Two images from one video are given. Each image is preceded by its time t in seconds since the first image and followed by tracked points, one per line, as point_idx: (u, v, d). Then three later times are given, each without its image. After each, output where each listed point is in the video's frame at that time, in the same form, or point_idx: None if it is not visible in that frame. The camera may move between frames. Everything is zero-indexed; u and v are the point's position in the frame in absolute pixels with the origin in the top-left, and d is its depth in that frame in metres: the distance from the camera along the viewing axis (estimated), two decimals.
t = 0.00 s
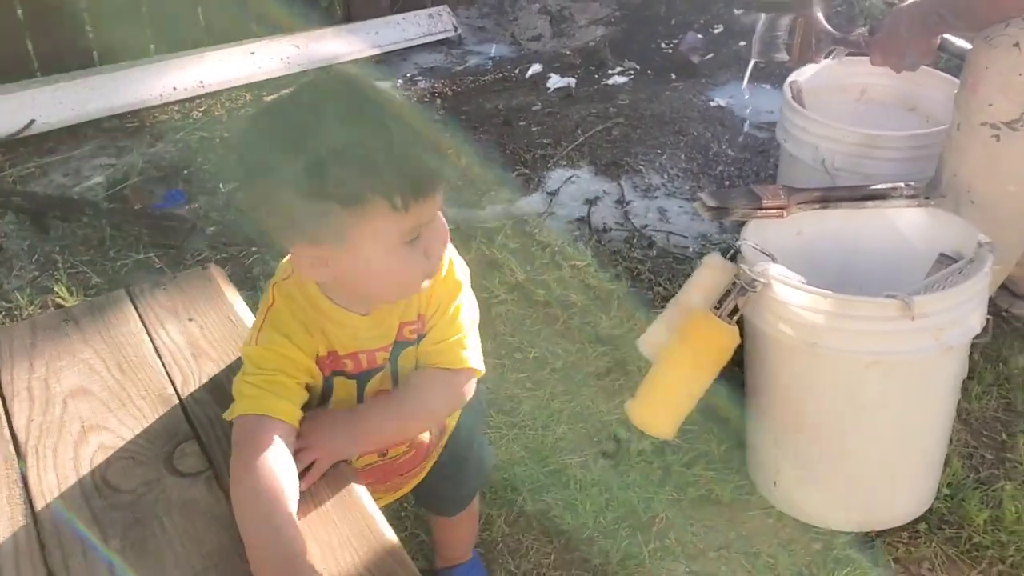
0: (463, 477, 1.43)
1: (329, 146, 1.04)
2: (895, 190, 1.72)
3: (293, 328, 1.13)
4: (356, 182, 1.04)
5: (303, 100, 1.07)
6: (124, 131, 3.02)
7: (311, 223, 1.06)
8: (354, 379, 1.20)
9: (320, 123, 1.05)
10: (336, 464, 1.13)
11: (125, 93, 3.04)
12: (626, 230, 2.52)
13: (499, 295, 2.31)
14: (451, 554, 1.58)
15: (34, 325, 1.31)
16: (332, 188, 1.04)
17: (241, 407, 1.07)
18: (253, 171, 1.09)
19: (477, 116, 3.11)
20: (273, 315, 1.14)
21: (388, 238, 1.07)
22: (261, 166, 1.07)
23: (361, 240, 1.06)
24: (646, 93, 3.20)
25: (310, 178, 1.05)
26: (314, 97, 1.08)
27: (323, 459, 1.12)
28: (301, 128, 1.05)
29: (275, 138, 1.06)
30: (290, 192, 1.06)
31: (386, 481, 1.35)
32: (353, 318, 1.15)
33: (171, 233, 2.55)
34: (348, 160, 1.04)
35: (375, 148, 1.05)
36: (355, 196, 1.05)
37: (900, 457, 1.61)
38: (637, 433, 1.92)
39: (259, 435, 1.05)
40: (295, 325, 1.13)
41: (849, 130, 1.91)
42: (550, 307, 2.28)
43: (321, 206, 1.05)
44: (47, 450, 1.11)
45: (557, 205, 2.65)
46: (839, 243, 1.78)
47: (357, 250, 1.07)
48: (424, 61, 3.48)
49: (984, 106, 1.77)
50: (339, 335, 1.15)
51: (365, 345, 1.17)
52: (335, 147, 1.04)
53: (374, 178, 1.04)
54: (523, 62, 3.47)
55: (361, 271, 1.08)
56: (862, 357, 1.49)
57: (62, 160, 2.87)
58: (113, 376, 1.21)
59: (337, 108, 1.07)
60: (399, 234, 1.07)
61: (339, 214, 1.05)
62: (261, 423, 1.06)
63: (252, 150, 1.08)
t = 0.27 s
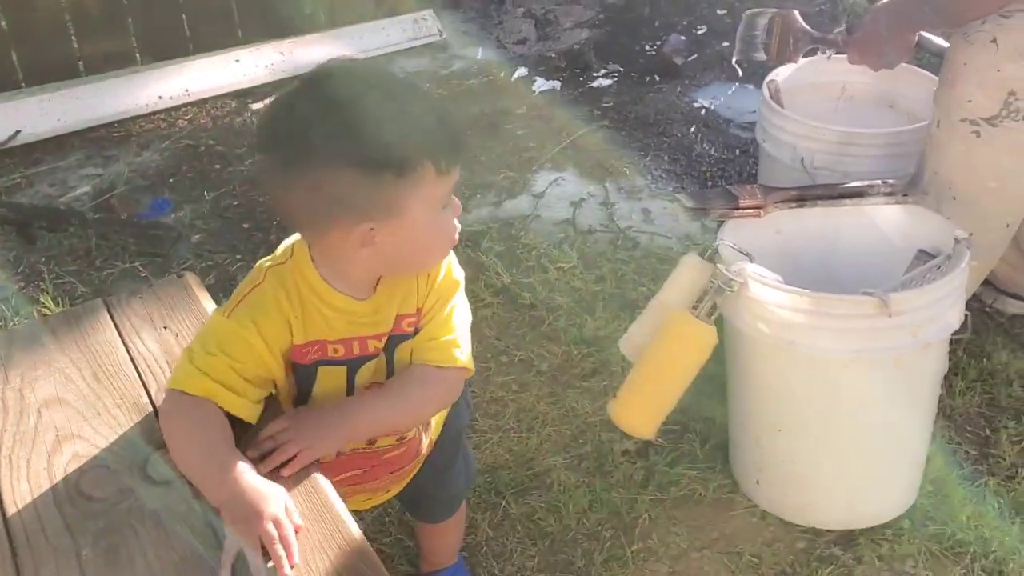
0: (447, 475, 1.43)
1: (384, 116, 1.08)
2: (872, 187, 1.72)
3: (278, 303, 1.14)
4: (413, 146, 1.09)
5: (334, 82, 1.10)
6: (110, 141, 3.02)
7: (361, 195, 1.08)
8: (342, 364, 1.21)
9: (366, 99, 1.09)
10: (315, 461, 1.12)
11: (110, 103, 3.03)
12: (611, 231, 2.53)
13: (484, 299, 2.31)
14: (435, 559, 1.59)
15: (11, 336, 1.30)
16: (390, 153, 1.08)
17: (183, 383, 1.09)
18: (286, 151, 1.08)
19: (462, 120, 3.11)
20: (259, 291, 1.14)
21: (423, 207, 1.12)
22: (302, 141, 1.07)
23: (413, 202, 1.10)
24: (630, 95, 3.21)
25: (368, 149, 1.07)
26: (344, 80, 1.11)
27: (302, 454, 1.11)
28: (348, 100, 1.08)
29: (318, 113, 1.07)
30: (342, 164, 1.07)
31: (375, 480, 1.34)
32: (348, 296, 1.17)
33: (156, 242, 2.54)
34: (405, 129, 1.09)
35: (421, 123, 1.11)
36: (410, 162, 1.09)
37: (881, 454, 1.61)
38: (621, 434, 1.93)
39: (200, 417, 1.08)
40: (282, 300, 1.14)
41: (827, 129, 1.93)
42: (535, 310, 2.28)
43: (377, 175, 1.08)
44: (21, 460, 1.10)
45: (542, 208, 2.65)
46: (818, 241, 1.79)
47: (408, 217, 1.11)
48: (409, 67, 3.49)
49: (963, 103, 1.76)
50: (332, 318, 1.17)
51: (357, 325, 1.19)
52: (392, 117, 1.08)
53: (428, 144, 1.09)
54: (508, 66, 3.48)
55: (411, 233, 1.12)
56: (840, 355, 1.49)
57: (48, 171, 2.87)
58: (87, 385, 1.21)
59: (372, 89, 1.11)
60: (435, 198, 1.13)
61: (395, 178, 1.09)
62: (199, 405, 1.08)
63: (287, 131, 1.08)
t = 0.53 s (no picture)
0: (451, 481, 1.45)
1: (411, 117, 1.09)
2: (861, 184, 1.73)
3: (293, 309, 1.15)
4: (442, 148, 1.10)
5: (356, 83, 1.10)
6: (100, 152, 3.01)
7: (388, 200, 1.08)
8: (361, 367, 1.22)
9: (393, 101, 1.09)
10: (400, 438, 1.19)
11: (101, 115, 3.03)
12: (603, 233, 2.53)
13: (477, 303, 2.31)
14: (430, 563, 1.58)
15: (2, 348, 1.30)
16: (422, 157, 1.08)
17: (181, 383, 1.07)
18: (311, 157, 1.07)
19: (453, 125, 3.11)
20: (273, 296, 1.15)
21: (451, 206, 1.12)
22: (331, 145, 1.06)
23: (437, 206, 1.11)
24: (620, 97, 3.22)
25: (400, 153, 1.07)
26: (365, 81, 1.10)
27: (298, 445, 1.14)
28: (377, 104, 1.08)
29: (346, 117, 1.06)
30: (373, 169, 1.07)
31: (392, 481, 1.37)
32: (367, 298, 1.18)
33: (149, 253, 2.54)
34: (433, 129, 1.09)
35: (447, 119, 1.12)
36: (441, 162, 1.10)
37: (876, 450, 1.62)
38: (616, 435, 1.93)
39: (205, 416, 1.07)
40: (297, 307, 1.15)
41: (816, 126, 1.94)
42: (529, 313, 2.28)
43: (407, 178, 1.08)
44: (16, 472, 1.10)
45: (534, 211, 2.65)
46: (807, 240, 1.80)
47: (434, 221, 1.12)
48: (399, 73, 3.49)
49: (951, 99, 1.76)
50: (350, 321, 1.18)
51: (375, 327, 1.20)
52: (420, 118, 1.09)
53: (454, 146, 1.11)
54: (498, 71, 3.48)
55: (437, 236, 1.13)
56: (832, 352, 1.50)
57: (39, 184, 2.87)
58: (81, 396, 1.21)
59: (393, 88, 1.11)
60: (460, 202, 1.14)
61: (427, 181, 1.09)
62: (201, 405, 1.07)
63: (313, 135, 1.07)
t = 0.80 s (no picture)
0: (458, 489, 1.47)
1: (447, 120, 1.11)
2: (856, 191, 1.74)
3: (322, 310, 1.15)
4: (475, 149, 1.13)
5: (390, 88, 1.12)
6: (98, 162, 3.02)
7: (425, 202, 1.11)
8: (390, 368, 1.22)
9: (428, 103, 1.12)
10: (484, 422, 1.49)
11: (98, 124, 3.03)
12: (600, 240, 2.54)
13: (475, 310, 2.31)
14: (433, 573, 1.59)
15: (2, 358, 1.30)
16: (458, 159, 1.11)
17: (209, 387, 1.08)
18: (351, 161, 1.09)
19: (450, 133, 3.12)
20: (301, 298, 1.16)
21: (478, 205, 1.16)
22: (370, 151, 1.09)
23: (468, 207, 1.14)
24: (617, 104, 3.23)
25: (438, 155, 1.10)
26: (399, 86, 1.13)
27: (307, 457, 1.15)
28: (414, 108, 1.11)
29: (385, 122, 1.09)
30: (413, 172, 1.10)
31: (413, 483, 1.39)
32: (394, 297, 1.19)
33: (147, 262, 2.54)
34: (467, 131, 1.13)
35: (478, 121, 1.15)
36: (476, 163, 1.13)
37: (874, 456, 1.62)
38: (615, 443, 1.93)
39: (232, 419, 1.08)
40: (326, 307, 1.16)
41: (811, 134, 1.94)
42: (527, 321, 2.28)
43: (441, 181, 1.11)
44: (16, 484, 1.11)
45: (531, 218, 2.66)
46: (804, 247, 1.81)
47: (465, 221, 1.15)
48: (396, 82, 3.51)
49: (947, 105, 1.76)
50: (378, 320, 1.19)
51: (403, 326, 1.21)
52: (455, 120, 1.12)
53: (480, 145, 1.14)
54: (495, 79, 3.49)
55: (466, 234, 1.16)
56: (829, 359, 1.51)
57: (37, 194, 2.87)
58: (81, 408, 1.22)
59: (427, 91, 1.14)
60: (486, 199, 1.16)
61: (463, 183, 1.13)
62: (227, 410, 1.08)
63: (353, 140, 1.09)
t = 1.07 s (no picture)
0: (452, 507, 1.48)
1: (465, 135, 1.11)
2: (845, 217, 1.75)
3: (331, 325, 1.17)
4: (490, 168, 1.14)
5: (411, 100, 1.11)
6: (90, 180, 3.02)
7: (437, 220, 1.12)
8: (395, 384, 1.24)
9: (447, 117, 1.11)
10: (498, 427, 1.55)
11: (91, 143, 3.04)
12: (592, 261, 2.55)
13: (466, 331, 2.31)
14: None
15: None
16: (474, 178, 1.12)
17: (216, 401, 1.09)
18: (366, 176, 1.09)
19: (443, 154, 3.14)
20: (309, 313, 1.17)
21: (486, 224, 1.17)
22: (390, 169, 1.08)
23: (477, 228, 1.16)
24: (608, 127, 3.25)
25: (455, 173, 1.10)
26: (418, 97, 1.12)
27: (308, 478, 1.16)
28: (435, 122, 1.10)
29: (405, 137, 1.09)
30: (429, 189, 1.10)
31: (410, 501, 1.40)
32: (400, 313, 1.21)
33: (138, 281, 2.54)
34: (484, 148, 1.13)
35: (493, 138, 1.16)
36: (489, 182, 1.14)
37: (863, 480, 1.63)
38: (605, 464, 1.93)
39: (238, 434, 1.08)
40: (334, 322, 1.17)
41: (800, 159, 1.96)
42: (518, 342, 2.28)
43: (456, 200, 1.11)
44: (3, 506, 1.10)
45: (523, 239, 2.67)
46: (794, 271, 1.82)
47: (474, 239, 1.17)
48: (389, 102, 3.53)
49: (933, 128, 1.78)
50: (385, 336, 1.20)
51: (408, 342, 1.23)
52: (473, 137, 1.12)
53: (492, 165, 1.14)
54: (488, 100, 3.51)
55: (472, 254, 1.17)
56: (819, 383, 1.52)
57: (28, 212, 2.86)
58: (71, 428, 1.21)
59: (445, 105, 1.14)
60: (495, 219, 1.18)
61: (475, 202, 1.14)
62: (233, 425, 1.08)
63: (371, 152, 1.09)
